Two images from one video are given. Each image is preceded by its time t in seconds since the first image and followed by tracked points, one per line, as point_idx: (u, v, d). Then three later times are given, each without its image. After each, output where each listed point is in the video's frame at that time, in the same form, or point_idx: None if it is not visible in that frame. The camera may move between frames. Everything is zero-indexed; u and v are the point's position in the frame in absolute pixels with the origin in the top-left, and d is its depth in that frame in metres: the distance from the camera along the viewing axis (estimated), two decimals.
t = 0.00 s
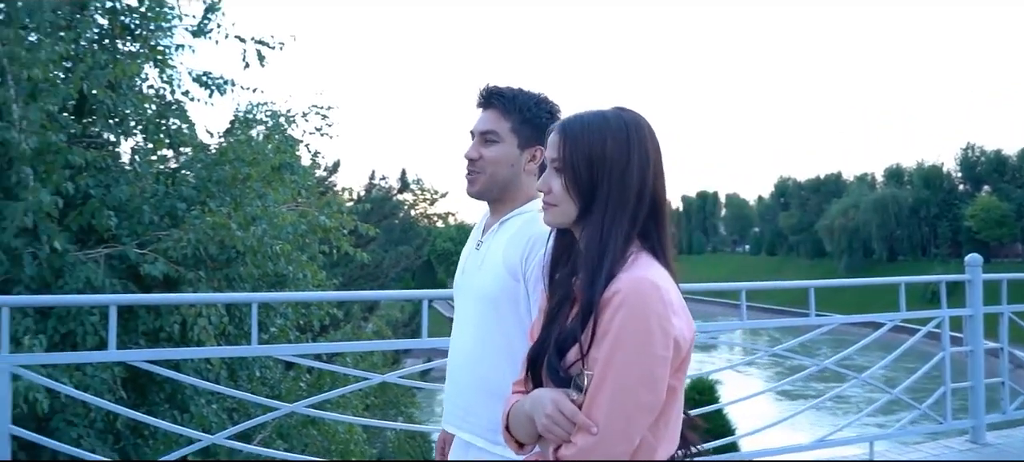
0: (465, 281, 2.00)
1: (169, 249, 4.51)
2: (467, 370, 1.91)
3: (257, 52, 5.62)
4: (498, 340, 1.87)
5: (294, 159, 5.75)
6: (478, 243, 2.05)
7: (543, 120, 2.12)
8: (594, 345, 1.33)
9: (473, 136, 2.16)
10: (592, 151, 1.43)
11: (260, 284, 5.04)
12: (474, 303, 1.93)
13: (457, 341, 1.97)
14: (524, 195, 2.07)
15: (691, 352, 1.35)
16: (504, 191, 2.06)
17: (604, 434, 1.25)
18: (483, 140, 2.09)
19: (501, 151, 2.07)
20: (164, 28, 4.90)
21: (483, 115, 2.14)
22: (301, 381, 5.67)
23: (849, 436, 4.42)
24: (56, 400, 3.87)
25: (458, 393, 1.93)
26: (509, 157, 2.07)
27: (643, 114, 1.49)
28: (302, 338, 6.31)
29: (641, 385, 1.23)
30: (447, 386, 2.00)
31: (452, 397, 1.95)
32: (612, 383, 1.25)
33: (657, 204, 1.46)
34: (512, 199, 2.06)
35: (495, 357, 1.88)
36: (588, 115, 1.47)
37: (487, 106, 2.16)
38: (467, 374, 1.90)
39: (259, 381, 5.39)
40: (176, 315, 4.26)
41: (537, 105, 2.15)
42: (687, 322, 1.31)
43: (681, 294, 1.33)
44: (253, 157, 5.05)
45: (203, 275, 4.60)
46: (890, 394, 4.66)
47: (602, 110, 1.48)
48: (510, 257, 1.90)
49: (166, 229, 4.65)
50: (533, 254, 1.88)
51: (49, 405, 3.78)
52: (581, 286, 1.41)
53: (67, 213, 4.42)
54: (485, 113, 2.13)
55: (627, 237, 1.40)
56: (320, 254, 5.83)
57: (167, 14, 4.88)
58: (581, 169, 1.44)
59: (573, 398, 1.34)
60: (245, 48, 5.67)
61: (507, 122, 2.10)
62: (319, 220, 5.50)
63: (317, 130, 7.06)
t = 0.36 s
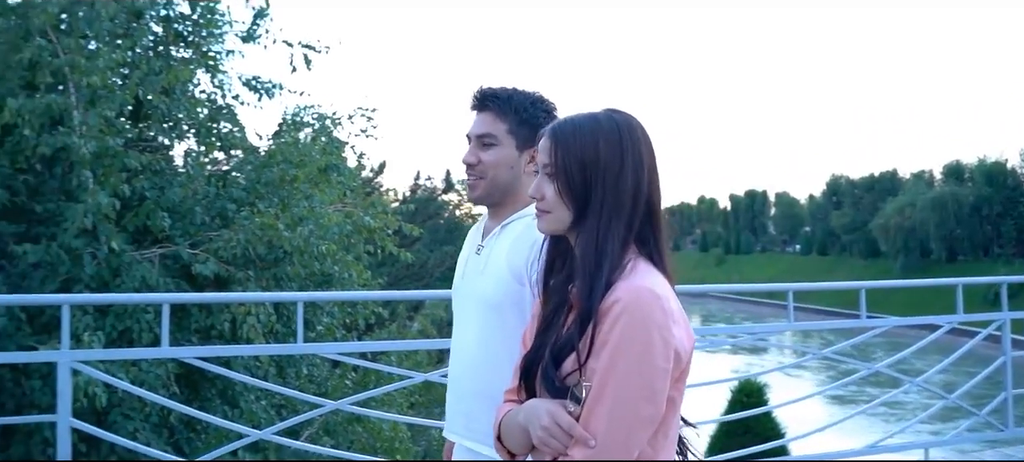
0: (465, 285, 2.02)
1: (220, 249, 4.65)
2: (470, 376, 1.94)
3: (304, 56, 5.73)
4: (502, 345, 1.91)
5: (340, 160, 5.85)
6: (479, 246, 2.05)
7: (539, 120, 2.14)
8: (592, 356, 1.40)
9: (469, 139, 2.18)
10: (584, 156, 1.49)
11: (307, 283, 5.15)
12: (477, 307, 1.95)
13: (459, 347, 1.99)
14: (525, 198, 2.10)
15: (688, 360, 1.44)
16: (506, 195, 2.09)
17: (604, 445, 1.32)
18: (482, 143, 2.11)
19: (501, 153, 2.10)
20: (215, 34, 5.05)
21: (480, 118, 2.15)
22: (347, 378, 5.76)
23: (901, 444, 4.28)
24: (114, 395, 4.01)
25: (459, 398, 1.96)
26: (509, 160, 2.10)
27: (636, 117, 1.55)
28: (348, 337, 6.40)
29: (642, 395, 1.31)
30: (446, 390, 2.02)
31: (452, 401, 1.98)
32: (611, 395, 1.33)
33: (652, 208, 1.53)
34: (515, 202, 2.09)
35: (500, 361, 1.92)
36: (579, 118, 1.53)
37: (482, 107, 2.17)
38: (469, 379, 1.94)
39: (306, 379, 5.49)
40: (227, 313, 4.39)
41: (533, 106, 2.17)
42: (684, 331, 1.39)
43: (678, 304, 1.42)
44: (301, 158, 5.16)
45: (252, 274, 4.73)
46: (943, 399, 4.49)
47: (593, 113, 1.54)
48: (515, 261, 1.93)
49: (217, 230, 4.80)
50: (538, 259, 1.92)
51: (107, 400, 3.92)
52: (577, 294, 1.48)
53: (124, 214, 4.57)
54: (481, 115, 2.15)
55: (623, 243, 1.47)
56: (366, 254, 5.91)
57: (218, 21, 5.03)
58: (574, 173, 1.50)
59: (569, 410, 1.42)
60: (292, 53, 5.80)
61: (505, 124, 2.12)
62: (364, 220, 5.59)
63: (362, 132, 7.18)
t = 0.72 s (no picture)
0: (451, 283, 2.04)
1: (271, 249, 4.77)
2: (457, 374, 1.97)
3: (352, 59, 5.82)
4: (488, 344, 1.95)
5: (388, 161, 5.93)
6: (463, 245, 2.08)
7: (516, 116, 2.23)
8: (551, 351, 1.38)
9: (448, 140, 2.26)
10: (558, 154, 1.48)
11: (355, 282, 5.23)
12: (465, 304, 1.98)
13: (444, 346, 2.01)
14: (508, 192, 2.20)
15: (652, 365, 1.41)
16: (490, 191, 2.19)
17: (549, 440, 1.29)
18: (462, 144, 2.20)
19: (482, 152, 2.19)
20: (266, 38, 5.16)
21: (459, 118, 2.24)
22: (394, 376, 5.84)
23: (961, 452, 4.11)
24: (171, 390, 4.15)
25: (448, 397, 1.99)
26: (490, 157, 2.19)
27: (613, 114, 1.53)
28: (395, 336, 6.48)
29: (597, 394, 1.28)
30: (432, 390, 2.04)
31: (440, 401, 2.01)
32: (562, 389, 1.30)
33: (626, 205, 1.52)
34: (499, 198, 2.18)
35: (485, 359, 1.97)
36: (554, 116, 1.51)
37: (458, 108, 2.26)
38: (459, 377, 1.97)
39: (355, 376, 5.58)
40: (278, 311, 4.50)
41: (508, 102, 2.26)
42: (651, 336, 1.36)
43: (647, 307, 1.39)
44: (349, 160, 5.19)
45: (302, 273, 4.84)
46: (1010, 407, 4.25)
47: (569, 111, 1.52)
48: (504, 257, 1.97)
49: (269, 230, 4.92)
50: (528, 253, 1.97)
51: (164, 394, 4.06)
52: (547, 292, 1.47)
53: (181, 215, 4.72)
54: (460, 116, 2.24)
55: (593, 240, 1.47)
56: (413, 254, 5.97)
57: (270, 26, 5.13)
58: (547, 172, 1.48)
59: (522, 402, 1.41)
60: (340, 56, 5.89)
61: (484, 123, 2.21)
62: (410, 220, 5.65)
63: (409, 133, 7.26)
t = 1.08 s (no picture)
0: (459, 286, 2.00)
1: (323, 249, 4.85)
2: (473, 379, 1.95)
3: (401, 62, 5.88)
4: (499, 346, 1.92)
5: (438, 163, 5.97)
6: (470, 247, 2.05)
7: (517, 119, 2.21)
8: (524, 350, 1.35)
9: (450, 145, 2.25)
10: (535, 150, 1.47)
11: (405, 282, 5.28)
12: (475, 306, 1.95)
13: (455, 348, 1.98)
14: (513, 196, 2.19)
15: (632, 364, 1.36)
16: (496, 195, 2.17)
17: (514, 440, 1.26)
18: (466, 149, 2.19)
19: (486, 157, 2.18)
20: (318, 43, 5.25)
21: (460, 125, 2.22)
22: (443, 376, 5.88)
23: None
24: (227, 386, 4.27)
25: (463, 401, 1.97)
26: (494, 162, 2.19)
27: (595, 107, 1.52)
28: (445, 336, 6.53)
29: (563, 394, 1.24)
30: (445, 394, 2.01)
31: (456, 404, 1.98)
32: (527, 390, 1.27)
33: (609, 199, 1.49)
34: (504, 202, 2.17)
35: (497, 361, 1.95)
36: (532, 114, 1.51)
37: (460, 114, 2.25)
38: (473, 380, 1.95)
39: (404, 375, 5.63)
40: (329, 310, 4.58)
41: (508, 106, 2.25)
42: (626, 334, 1.31)
43: (623, 304, 1.34)
44: (398, 162, 5.26)
45: (352, 273, 4.92)
46: None
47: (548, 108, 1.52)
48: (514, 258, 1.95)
49: (321, 230, 5.01)
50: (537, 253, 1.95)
51: (221, 390, 4.18)
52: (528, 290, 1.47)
53: (237, 216, 4.85)
54: (462, 121, 2.21)
55: (573, 236, 1.45)
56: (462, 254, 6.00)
57: (321, 31, 5.22)
58: (525, 171, 1.48)
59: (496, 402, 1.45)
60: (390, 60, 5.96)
61: (486, 127, 2.20)
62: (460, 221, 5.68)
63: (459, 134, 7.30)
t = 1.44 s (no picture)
0: (480, 289, 1.99)
1: (373, 249, 4.92)
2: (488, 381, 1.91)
3: (450, 64, 5.93)
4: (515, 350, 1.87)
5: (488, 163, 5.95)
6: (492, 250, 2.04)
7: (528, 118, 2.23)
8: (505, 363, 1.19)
9: (467, 150, 2.30)
10: (515, 146, 1.29)
11: (455, 282, 5.33)
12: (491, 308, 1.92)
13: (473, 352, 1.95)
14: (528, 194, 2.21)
15: (623, 375, 1.19)
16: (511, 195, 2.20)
17: None
18: (479, 153, 2.23)
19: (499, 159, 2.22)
20: (368, 46, 5.33)
21: (474, 130, 2.26)
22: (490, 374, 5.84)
23: None
24: (282, 383, 4.37)
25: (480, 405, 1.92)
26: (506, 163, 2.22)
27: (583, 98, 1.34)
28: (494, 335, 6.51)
29: (539, 411, 1.08)
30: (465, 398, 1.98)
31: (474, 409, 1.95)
32: (502, 406, 1.12)
33: (601, 196, 1.30)
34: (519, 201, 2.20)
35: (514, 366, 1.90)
36: (519, 107, 1.33)
37: (472, 118, 2.28)
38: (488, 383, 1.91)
39: (454, 375, 5.65)
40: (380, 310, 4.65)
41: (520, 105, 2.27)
42: (612, 343, 1.14)
43: (608, 310, 1.17)
44: (447, 162, 5.31)
45: (402, 273, 4.98)
46: None
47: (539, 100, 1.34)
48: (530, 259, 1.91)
49: (372, 231, 5.09)
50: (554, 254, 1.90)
51: (276, 387, 4.28)
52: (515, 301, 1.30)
53: (291, 217, 4.96)
54: (477, 124, 2.25)
55: (559, 237, 1.27)
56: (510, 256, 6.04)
57: (372, 34, 5.31)
58: (508, 169, 1.30)
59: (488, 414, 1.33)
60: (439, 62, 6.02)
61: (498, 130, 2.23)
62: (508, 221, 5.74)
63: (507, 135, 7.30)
